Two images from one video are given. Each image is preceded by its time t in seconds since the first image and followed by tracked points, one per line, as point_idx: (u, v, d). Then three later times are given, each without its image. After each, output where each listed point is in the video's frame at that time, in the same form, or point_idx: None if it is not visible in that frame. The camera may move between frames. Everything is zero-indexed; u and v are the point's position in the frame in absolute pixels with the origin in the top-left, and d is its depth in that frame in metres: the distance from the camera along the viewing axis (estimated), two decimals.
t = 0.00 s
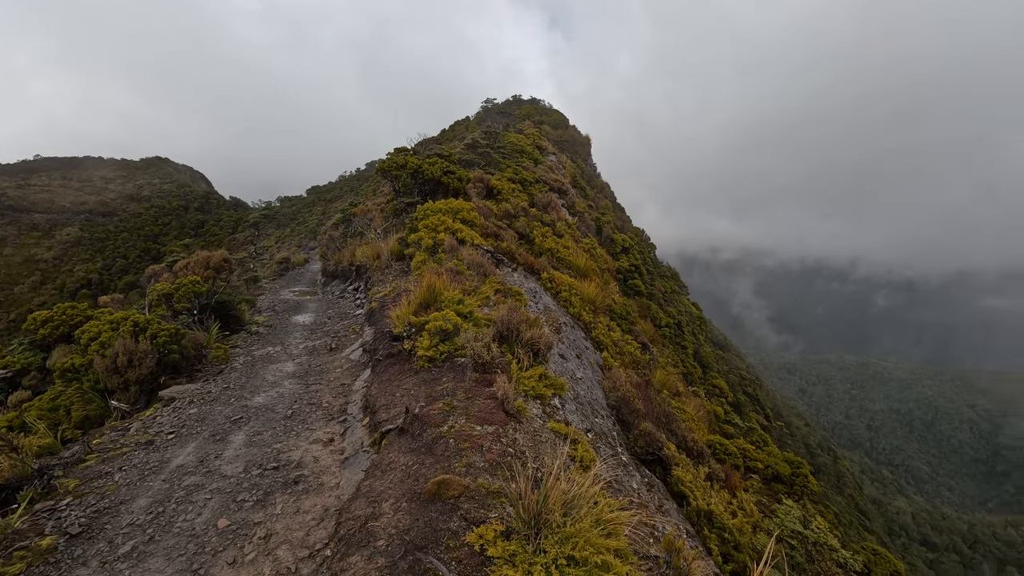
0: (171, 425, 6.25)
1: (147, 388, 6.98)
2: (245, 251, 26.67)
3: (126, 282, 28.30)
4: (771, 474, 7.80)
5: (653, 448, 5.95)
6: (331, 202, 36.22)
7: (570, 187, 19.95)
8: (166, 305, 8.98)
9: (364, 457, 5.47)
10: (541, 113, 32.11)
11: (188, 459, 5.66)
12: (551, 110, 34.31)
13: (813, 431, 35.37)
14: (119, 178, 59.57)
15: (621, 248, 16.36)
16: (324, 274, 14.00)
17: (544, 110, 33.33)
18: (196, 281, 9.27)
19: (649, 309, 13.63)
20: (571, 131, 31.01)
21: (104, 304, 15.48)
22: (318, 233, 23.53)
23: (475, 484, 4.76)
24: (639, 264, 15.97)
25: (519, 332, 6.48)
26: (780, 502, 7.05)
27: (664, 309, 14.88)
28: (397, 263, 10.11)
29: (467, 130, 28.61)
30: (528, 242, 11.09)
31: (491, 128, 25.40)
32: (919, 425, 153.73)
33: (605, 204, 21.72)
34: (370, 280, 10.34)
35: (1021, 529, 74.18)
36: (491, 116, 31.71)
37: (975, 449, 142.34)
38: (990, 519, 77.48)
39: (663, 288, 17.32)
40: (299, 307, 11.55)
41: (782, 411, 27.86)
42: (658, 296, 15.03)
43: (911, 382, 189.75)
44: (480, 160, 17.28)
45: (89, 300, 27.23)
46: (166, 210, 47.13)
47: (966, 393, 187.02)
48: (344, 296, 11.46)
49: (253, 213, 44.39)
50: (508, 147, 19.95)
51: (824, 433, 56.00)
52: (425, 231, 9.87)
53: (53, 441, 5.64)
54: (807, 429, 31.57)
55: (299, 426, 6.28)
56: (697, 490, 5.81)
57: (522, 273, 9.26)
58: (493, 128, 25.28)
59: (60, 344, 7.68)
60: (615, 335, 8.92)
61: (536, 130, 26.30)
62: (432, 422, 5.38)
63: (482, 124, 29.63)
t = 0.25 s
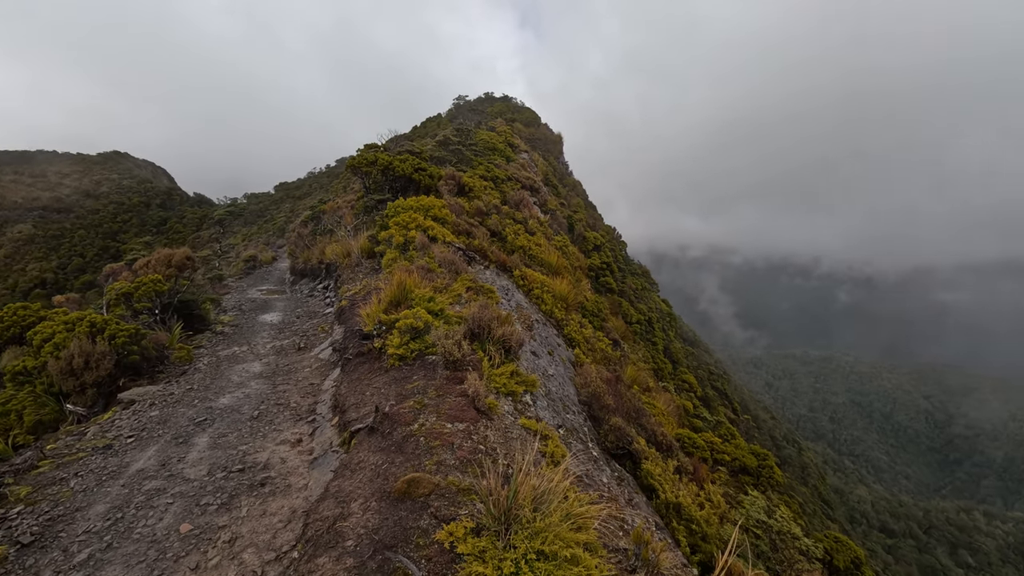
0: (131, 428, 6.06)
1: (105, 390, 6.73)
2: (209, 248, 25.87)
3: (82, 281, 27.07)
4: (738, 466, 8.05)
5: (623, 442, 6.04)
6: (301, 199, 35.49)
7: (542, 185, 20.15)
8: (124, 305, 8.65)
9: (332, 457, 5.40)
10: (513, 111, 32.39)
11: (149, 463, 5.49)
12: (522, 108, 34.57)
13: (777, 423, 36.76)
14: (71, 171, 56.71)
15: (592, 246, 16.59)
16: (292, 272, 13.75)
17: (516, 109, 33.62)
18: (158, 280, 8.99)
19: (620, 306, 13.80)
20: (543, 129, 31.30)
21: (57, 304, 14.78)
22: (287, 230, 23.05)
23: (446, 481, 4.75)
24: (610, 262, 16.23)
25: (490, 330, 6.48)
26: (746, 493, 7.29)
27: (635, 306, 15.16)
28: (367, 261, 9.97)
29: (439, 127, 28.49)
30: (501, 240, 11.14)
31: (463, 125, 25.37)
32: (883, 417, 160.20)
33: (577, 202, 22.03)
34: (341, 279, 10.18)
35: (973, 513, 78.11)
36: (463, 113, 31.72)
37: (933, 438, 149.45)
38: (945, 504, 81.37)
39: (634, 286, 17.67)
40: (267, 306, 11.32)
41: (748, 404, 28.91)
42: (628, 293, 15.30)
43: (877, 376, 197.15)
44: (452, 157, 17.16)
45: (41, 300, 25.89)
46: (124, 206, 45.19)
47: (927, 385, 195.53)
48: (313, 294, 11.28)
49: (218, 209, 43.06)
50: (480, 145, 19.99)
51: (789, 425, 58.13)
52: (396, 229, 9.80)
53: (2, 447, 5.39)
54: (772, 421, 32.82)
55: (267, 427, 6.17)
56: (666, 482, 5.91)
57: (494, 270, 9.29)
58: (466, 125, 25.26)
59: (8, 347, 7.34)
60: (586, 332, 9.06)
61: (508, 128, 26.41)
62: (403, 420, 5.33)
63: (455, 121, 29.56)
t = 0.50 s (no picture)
0: (95, 433, 5.88)
1: (68, 394, 6.53)
2: (178, 247, 25.20)
3: (43, 281, 26.08)
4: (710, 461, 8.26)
5: (599, 439, 6.10)
6: (274, 196, 34.86)
7: (519, 183, 20.28)
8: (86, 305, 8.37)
9: (306, 458, 5.33)
10: (489, 110, 32.58)
11: (114, 468, 5.35)
12: (499, 107, 34.73)
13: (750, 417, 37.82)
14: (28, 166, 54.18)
15: (569, 244, 16.77)
16: (265, 272, 13.52)
17: (493, 107, 33.83)
18: (124, 279, 8.74)
19: (597, 304, 13.99)
20: (520, 128, 31.49)
21: (17, 305, 14.21)
22: (260, 229, 22.64)
23: (421, 480, 4.73)
24: (587, 260, 16.42)
25: (466, 328, 6.48)
26: (719, 487, 7.48)
27: (612, 304, 15.36)
28: (342, 260, 9.85)
29: (416, 124, 28.35)
30: (477, 239, 11.17)
31: (440, 123, 25.31)
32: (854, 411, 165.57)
33: (553, 200, 22.22)
34: (315, 278, 10.03)
35: (935, 502, 81.39)
36: (440, 111, 31.71)
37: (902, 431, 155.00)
38: (908, 494, 84.67)
39: (610, 284, 17.90)
40: (239, 306, 11.11)
41: (721, 399, 29.66)
42: (605, 291, 15.49)
43: (850, 371, 203.11)
44: (429, 155, 17.16)
45: None
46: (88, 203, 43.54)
47: (896, 379, 202.49)
48: (287, 294, 11.13)
49: (188, 207, 41.94)
50: (457, 143, 20.00)
51: (761, 420, 59.76)
52: (371, 227, 9.73)
53: None
54: (744, 415, 33.72)
55: (238, 429, 6.06)
56: (641, 478, 5.98)
57: (471, 269, 9.30)
58: (442, 123, 25.22)
59: None
60: (563, 330, 9.18)
61: (485, 126, 26.49)
62: (378, 419, 5.29)
63: (431, 118, 29.49)
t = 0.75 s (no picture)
0: (57, 437, 5.70)
1: (27, 398, 6.28)
2: (143, 246, 24.41)
3: None
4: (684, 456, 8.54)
5: (574, 436, 6.17)
6: (247, 194, 34.11)
7: (496, 182, 20.34)
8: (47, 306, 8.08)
9: (278, 459, 5.26)
10: (466, 108, 32.58)
11: (77, 473, 5.19)
12: (475, 106, 34.77)
13: (722, 411, 38.81)
14: None
15: (546, 243, 16.89)
16: (237, 271, 13.26)
17: (469, 105, 33.84)
18: (86, 279, 8.46)
19: (573, 302, 14.16)
20: (497, 127, 31.57)
21: None
22: (231, 227, 22.14)
23: (396, 480, 4.70)
24: (563, 259, 16.59)
25: (442, 327, 6.48)
26: (692, 481, 7.71)
27: (588, 303, 15.55)
28: (316, 259, 9.73)
29: (391, 122, 28.13)
30: (453, 237, 11.16)
31: (415, 121, 25.16)
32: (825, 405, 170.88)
33: (530, 199, 22.38)
34: (288, 276, 9.87)
35: (899, 492, 84.58)
36: (416, 109, 31.53)
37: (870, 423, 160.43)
38: (875, 485, 87.77)
39: (587, 282, 18.11)
40: (209, 307, 10.87)
41: (695, 395, 30.37)
42: (581, 289, 15.66)
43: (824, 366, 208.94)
44: (404, 153, 17.08)
45: None
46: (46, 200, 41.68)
47: (868, 373, 209.32)
48: (259, 293, 10.92)
49: (154, 204, 40.61)
50: (433, 141, 19.93)
51: (733, 415, 61.27)
52: (345, 225, 9.64)
53: None
54: (717, 411, 34.56)
55: (208, 431, 5.94)
56: (616, 474, 6.07)
57: (447, 267, 9.30)
58: (418, 121, 25.07)
59: None
60: (540, 328, 9.26)
61: (461, 125, 26.46)
62: (352, 419, 5.24)
63: (407, 116, 29.30)
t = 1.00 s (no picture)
0: (16, 443, 5.49)
1: None
2: (105, 245, 23.58)
3: None
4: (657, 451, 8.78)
5: (551, 433, 6.22)
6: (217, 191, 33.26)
7: (472, 180, 20.32)
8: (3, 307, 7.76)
9: (250, 461, 5.17)
10: (441, 106, 32.47)
11: (39, 479, 5.02)
12: (451, 103, 34.64)
13: (695, 407, 39.82)
14: None
15: (522, 241, 16.98)
16: (206, 270, 12.96)
17: (445, 103, 33.74)
18: (46, 278, 8.14)
19: (550, 300, 14.30)
20: (472, 125, 31.54)
21: None
22: (200, 225, 21.60)
23: (371, 480, 4.66)
24: (540, 257, 16.70)
25: (417, 325, 6.44)
26: (666, 476, 7.88)
27: (565, 300, 15.69)
28: (289, 257, 9.57)
29: (366, 119, 27.80)
30: (429, 235, 11.14)
31: (391, 118, 24.92)
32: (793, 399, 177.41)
33: (506, 197, 22.44)
34: (259, 276, 9.69)
35: (866, 483, 87.49)
36: (391, 106, 31.23)
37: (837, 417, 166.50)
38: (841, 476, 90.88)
39: (563, 280, 18.25)
40: (178, 306, 10.62)
41: (668, 392, 31.01)
42: (557, 287, 15.78)
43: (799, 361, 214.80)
44: (379, 150, 16.93)
45: None
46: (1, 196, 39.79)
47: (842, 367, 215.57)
48: (229, 292, 10.70)
49: (119, 201, 39.21)
50: (408, 138, 19.79)
51: (707, 410, 62.65)
52: (319, 223, 9.52)
53: None
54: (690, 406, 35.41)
55: (177, 435, 5.81)
56: (591, 470, 6.14)
57: (423, 266, 9.27)
58: (393, 118, 24.83)
59: None
60: (516, 326, 9.32)
61: (437, 122, 26.31)
62: (326, 420, 5.17)
63: (382, 113, 28.99)
